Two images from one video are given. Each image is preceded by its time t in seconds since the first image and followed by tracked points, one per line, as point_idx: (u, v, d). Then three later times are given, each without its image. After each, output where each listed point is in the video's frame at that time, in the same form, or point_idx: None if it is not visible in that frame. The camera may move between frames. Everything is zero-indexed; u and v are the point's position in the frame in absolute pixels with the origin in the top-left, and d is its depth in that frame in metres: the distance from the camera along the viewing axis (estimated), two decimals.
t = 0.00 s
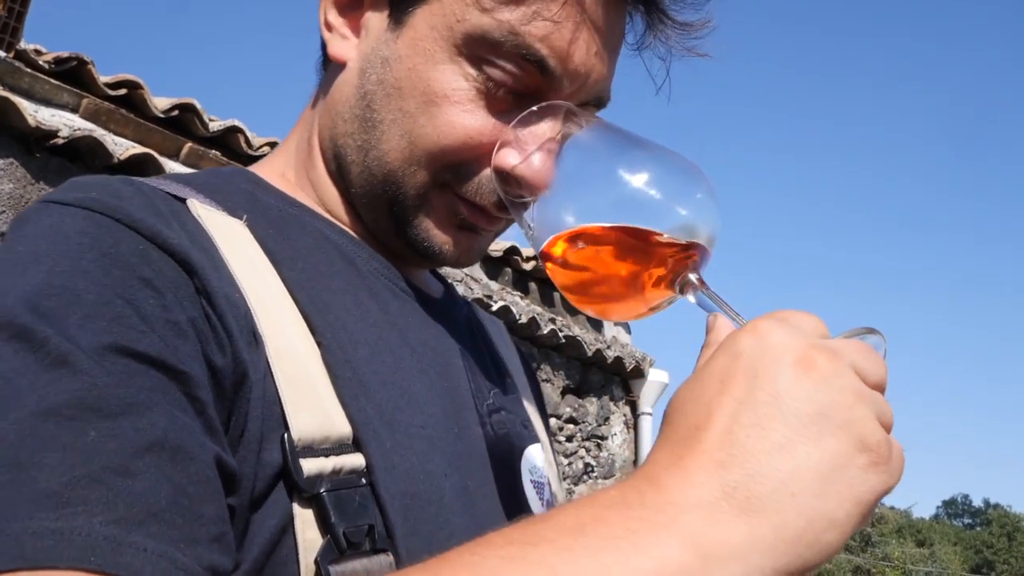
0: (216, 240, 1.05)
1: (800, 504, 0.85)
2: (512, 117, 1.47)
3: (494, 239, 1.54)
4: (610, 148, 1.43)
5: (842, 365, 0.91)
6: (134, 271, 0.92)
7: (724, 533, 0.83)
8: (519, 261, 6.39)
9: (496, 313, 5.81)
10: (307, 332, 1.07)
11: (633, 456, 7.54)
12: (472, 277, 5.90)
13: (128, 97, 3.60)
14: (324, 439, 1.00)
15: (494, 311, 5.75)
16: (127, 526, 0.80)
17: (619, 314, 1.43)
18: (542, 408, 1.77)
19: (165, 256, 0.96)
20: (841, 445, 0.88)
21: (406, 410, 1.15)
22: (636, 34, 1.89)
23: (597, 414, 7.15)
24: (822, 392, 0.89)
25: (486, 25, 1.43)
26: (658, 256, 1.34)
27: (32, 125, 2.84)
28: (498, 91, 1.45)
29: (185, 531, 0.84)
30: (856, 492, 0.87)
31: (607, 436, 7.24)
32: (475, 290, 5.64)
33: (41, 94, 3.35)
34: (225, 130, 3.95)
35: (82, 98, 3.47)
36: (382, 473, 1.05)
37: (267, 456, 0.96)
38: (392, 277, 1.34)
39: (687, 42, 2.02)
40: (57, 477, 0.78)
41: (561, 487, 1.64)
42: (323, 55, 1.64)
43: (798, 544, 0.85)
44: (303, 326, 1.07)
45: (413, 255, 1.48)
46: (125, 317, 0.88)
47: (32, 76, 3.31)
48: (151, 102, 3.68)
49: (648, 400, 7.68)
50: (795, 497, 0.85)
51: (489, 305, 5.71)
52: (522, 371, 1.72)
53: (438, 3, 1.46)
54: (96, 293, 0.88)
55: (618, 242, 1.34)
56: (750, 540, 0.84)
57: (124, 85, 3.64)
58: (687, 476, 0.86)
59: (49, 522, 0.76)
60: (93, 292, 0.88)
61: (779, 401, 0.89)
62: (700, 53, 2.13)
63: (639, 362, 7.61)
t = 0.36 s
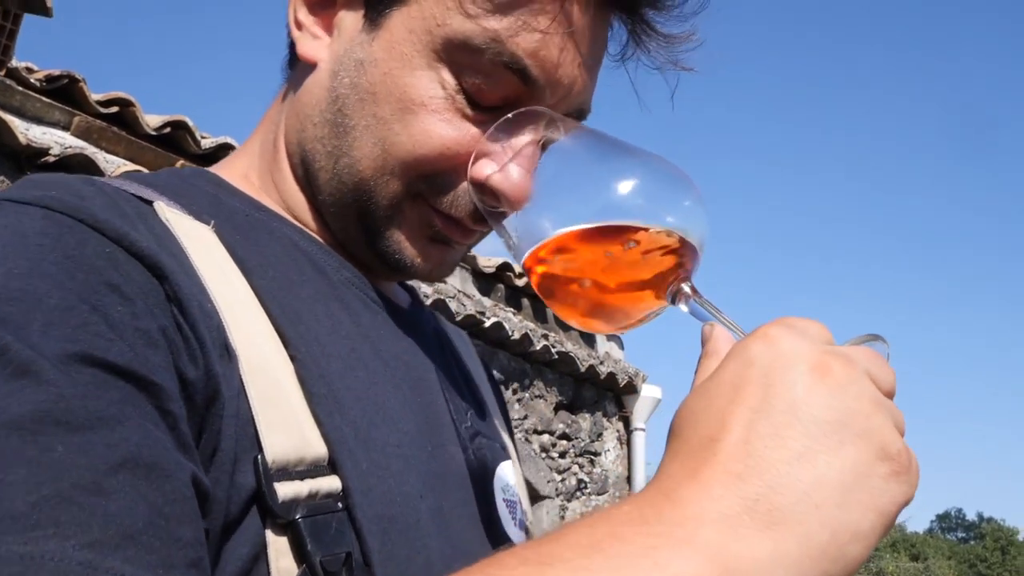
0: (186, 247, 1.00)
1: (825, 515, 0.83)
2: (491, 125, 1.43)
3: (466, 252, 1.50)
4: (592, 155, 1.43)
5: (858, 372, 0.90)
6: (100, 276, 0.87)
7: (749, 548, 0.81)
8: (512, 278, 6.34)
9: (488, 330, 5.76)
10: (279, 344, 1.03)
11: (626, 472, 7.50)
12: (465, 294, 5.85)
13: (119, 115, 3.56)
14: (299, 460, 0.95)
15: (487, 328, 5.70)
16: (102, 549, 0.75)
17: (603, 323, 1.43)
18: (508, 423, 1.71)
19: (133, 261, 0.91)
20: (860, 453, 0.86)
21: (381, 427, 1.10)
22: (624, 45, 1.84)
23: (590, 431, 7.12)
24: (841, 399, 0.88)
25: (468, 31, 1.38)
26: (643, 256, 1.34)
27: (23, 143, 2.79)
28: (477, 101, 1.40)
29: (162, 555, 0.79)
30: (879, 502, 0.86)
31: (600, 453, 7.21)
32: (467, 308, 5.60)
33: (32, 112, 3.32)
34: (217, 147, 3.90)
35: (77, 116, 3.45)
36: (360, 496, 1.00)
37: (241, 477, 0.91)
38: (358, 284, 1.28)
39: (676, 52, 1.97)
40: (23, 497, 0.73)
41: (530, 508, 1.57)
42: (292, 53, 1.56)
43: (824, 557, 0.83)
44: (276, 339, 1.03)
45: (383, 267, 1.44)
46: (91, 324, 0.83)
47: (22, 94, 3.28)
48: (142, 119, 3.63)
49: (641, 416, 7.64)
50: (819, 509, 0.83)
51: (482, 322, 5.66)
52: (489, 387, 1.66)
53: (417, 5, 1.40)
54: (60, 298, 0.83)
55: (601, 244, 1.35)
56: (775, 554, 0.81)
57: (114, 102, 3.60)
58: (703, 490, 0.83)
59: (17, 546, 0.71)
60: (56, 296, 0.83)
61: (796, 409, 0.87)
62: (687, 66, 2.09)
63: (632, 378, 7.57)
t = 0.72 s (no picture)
0: (161, 249, 0.98)
1: (846, 509, 0.87)
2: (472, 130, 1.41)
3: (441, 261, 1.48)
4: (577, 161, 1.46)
5: (867, 368, 0.95)
6: (74, 272, 0.84)
7: (769, 543, 0.84)
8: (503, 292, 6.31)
9: (480, 344, 5.74)
10: (255, 352, 1.00)
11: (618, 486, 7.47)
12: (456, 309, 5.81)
13: (111, 132, 3.54)
14: (274, 475, 0.93)
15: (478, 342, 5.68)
16: (88, 552, 0.73)
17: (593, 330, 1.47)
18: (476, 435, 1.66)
19: (109, 258, 0.88)
20: (874, 446, 0.91)
21: (358, 439, 1.06)
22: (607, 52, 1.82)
23: (583, 445, 7.09)
24: (853, 393, 0.92)
25: (453, 36, 1.35)
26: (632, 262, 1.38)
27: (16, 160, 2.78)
28: (459, 107, 1.39)
29: (147, 559, 0.77)
30: (895, 495, 0.90)
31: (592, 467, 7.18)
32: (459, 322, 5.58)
33: (23, 130, 3.29)
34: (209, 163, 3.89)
35: (65, 132, 3.42)
36: (337, 511, 0.97)
37: (217, 490, 0.89)
38: (331, 289, 1.25)
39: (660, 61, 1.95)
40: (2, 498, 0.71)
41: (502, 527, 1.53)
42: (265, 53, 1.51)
43: (844, 552, 0.86)
44: (252, 347, 1.00)
45: (357, 275, 1.41)
46: (66, 319, 0.80)
47: (14, 111, 3.26)
48: (133, 136, 3.62)
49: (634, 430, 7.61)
50: (839, 502, 0.87)
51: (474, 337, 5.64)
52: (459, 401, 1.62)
53: (399, 7, 1.38)
54: (32, 293, 0.80)
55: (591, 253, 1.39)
56: (795, 550, 0.84)
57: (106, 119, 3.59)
58: (720, 483, 0.87)
59: None
60: (28, 291, 0.80)
61: (808, 403, 0.92)
62: (670, 78, 2.07)
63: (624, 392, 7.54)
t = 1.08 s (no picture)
0: (146, 253, 0.98)
1: (856, 506, 0.90)
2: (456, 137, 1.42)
3: (422, 270, 1.48)
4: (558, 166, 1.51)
5: (871, 363, 0.98)
6: (59, 274, 0.84)
7: (781, 539, 0.87)
8: (497, 307, 6.32)
9: (474, 360, 5.74)
10: (239, 363, 1.00)
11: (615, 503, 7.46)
12: (450, 326, 5.82)
13: (106, 151, 3.56)
14: (259, 487, 0.93)
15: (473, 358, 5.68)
16: (87, 555, 0.74)
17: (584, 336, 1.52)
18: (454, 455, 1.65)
19: (95, 261, 0.88)
20: (882, 441, 0.93)
21: (342, 450, 1.06)
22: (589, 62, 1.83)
23: (579, 461, 7.09)
24: (859, 388, 0.95)
25: (439, 43, 1.37)
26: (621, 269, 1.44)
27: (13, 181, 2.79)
28: (445, 113, 1.40)
29: (145, 563, 0.78)
30: (902, 490, 0.92)
31: (588, 484, 7.17)
32: (453, 338, 5.58)
33: (20, 148, 3.32)
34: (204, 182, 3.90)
35: (61, 151, 3.44)
36: (323, 525, 0.97)
37: (202, 500, 0.89)
38: (309, 297, 1.25)
39: (641, 72, 1.97)
40: None
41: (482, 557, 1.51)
42: (244, 58, 1.50)
43: (854, 547, 0.89)
44: (234, 353, 1.00)
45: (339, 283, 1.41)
46: (52, 320, 0.81)
47: (9, 131, 3.27)
48: (129, 155, 3.63)
49: (630, 446, 7.60)
50: (849, 499, 0.90)
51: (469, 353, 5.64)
52: (432, 410, 1.61)
53: (384, 14, 1.39)
54: (17, 294, 0.80)
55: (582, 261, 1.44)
56: (807, 547, 0.87)
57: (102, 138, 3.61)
58: (729, 479, 0.90)
59: None
60: (13, 292, 0.80)
61: (816, 395, 0.94)
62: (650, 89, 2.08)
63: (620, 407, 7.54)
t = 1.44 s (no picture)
0: (141, 261, 0.97)
1: (854, 508, 0.90)
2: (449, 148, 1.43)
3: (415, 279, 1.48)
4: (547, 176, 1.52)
5: (865, 368, 0.98)
6: (59, 280, 0.84)
7: (785, 541, 0.87)
8: (496, 322, 6.32)
9: (473, 376, 5.74)
10: (234, 371, 1.00)
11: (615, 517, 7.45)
12: (449, 341, 5.82)
13: (106, 170, 3.58)
14: (255, 495, 0.93)
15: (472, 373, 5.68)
16: (96, 560, 0.75)
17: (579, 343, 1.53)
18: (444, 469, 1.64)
19: (93, 268, 0.88)
20: (880, 444, 0.93)
21: (335, 458, 1.06)
22: (580, 72, 1.84)
23: (579, 476, 7.08)
24: (855, 392, 0.95)
25: (433, 51, 1.38)
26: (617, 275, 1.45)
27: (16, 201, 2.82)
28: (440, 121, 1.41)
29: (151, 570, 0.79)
30: (899, 492, 0.92)
31: (589, 499, 7.15)
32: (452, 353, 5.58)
33: (20, 168, 3.34)
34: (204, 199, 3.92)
35: (61, 170, 3.45)
36: (318, 533, 0.97)
37: (198, 510, 0.88)
38: (297, 305, 1.25)
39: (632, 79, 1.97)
40: (7, 504, 0.72)
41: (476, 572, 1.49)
42: (235, 67, 1.51)
43: (853, 548, 0.89)
44: (229, 362, 1.00)
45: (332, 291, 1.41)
46: (53, 327, 0.81)
47: (10, 150, 3.30)
48: (129, 174, 3.65)
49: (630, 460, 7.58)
50: (848, 501, 0.90)
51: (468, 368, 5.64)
52: (418, 417, 1.59)
53: (378, 23, 1.41)
54: (17, 301, 0.80)
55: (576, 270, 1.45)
56: (809, 548, 0.87)
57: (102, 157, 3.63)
58: (730, 483, 0.90)
59: (5, 556, 0.70)
60: (15, 298, 0.81)
61: (814, 400, 0.94)
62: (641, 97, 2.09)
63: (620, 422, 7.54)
